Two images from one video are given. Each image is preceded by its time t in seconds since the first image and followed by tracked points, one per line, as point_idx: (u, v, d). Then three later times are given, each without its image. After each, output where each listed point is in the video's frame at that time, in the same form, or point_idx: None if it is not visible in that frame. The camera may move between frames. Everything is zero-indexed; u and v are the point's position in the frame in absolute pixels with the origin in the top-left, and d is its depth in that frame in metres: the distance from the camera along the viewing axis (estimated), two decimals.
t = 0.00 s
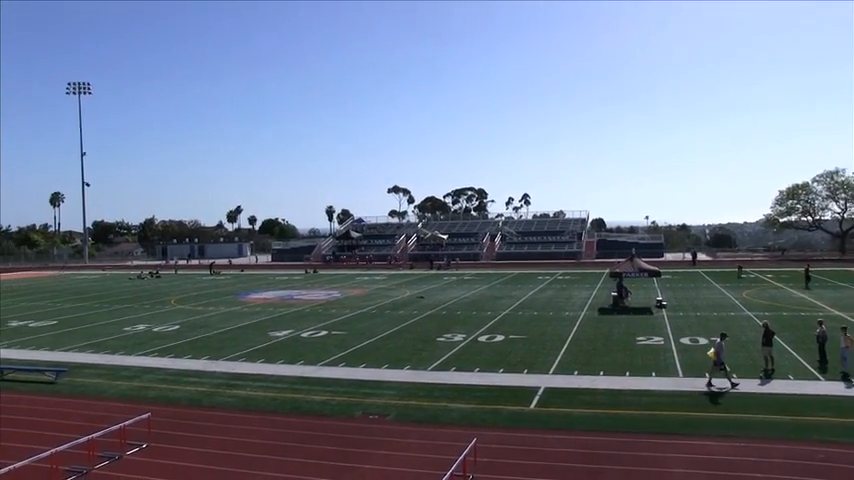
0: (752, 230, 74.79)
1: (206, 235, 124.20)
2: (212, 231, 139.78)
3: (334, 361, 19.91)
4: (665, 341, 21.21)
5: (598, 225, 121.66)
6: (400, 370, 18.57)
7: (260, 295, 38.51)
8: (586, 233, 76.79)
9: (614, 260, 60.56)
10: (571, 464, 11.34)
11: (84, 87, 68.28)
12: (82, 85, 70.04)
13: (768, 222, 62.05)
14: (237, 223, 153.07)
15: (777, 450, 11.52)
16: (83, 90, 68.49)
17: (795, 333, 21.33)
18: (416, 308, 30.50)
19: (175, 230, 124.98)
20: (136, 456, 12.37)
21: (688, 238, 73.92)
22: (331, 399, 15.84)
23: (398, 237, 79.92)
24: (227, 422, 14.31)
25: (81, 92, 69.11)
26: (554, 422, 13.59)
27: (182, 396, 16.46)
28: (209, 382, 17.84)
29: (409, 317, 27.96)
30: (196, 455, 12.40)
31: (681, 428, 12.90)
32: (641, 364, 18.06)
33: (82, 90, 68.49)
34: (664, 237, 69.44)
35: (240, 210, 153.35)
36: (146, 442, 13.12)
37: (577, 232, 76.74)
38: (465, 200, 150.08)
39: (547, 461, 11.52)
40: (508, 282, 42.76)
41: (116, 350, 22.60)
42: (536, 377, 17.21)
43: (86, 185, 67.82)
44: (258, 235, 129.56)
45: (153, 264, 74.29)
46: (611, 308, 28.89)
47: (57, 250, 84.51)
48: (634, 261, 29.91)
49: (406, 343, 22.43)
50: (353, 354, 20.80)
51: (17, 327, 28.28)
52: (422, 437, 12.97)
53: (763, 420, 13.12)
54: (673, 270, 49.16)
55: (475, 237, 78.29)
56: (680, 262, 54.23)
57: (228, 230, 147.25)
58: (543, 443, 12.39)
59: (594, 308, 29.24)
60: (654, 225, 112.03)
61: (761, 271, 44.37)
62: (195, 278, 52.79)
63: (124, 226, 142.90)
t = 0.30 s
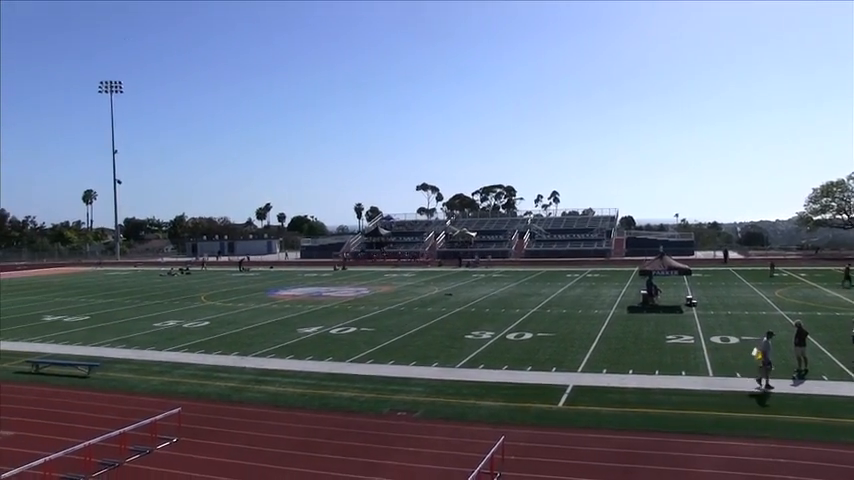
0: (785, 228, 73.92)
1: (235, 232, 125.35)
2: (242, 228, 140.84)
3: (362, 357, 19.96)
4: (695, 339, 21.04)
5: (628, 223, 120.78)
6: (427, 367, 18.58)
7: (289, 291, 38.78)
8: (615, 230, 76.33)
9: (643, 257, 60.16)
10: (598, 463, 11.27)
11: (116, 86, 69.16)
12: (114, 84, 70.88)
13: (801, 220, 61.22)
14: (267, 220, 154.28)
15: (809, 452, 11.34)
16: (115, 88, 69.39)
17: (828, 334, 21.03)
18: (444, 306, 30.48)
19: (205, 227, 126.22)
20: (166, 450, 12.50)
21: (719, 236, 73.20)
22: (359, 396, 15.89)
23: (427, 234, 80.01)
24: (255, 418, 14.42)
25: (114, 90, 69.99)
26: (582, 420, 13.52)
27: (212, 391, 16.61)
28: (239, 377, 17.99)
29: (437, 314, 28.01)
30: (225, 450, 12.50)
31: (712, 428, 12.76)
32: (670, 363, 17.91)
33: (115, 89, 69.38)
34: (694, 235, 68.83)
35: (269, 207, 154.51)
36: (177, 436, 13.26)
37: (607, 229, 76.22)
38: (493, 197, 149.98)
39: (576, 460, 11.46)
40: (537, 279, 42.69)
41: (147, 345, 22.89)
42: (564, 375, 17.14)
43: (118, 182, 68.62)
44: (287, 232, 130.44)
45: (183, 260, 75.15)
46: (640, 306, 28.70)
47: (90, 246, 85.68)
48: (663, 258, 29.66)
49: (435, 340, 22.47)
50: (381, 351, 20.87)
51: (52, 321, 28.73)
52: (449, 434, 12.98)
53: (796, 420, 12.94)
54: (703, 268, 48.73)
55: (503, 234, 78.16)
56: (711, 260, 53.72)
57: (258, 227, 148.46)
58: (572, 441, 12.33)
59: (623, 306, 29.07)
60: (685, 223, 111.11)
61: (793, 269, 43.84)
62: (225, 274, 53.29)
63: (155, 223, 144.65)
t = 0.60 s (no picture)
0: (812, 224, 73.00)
1: (259, 230, 125.90)
2: (266, 226, 141.52)
3: (386, 355, 19.99)
4: (721, 337, 20.84)
5: (652, 220, 119.96)
6: (451, 364, 18.56)
7: (313, 289, 38.91)
8: (640, 227, 75.83)
9: (668, 254, 59.69)
10: (623, 461, 11.20)
11: (140, 86, 69.62)
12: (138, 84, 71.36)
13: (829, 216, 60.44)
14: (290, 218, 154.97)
15: (836, 450, 11.20)
16: (139, 88, 69.84)
17: None
18: (468, 303, 30.42)
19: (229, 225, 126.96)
20: (192, 446, 12.60)
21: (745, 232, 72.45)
22: (383, 393, 15.89)
23: (450, 231, 79.91)
24: (280, 415, 14.48)
25: (138, 90, 70.51)
26: (607, 418, 13.43)
27: (237, 389, 16.71)
28: (263, 375, 18.07)
29: (461, 311, 27.97)
30: (249, 447, 12.57)
31: (738, 425, 12.63)
32: (696, 361, 17.76)
33: (139, 89, 69.86)
34: (720, 231, 68.23)
35: (293, 205, 155.19)
36: (202, 433, 13.35)
37: (631, 226, 75.72)
38: (517, 194, 149.62)
39: (600, 457, 11.40)
40: (561, 276, 42.48)
41: (172, 343, 23.06)
42: (589, 373, 17.05)
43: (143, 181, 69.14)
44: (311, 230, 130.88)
45: (208, 259, 75.70)
46: (665, 303, 28.47)
47: (115, 245, 86.50)
48: (688, 255, 29.41)
49: (458, 337, 22.43)
50: (405, 348, 20.88)
51: (78, 320, 29.02)
52: (472, 432, 12.96)
53: (824, 419, 12.78)
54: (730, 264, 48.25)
55: (527, 231, 77.90)
56: (738, 257, 53.18)
57: (282, 225, 149.14)
58: (596, 439, 12.27)
59: (648, 303, 28.85)
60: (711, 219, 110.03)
61: (822, 265, 43.31)
62: (249, 273, 53.57)
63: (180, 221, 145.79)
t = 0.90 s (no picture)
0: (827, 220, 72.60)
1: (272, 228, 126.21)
2: (278, 224, 141.98)
3: (398, 352, 19.99)
4: (735, 334, 20.76)
5: (665, 217, 119.62)
6: (464, 362, 18.57)
7: (325, 286, 38.98)
8: (653, 224, 75.62)
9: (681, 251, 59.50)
10: (637, 459, 11.16)
11: (153, 84, 69.84)
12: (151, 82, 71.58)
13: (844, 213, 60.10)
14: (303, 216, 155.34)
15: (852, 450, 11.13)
16: (152, 86, 70.05)
17: None
18: (480, 301, 30.39)
19: (242, 222, 127.33)
20: (205, 443, 12.66)
21: (759, 230, 72.15)
22: (395, 391, 15.91)
23: (462, 229, 79.88)
24: (292, 412, 14.53)
25: (152, 88, 70.78)
26: (620, 416, 13.40)
27: (250, 386, 16.76)
28: (276, 372, 18.13)
29: (474, 308, 27.95)
30: (262, 444, 12.61)
31: (752, 424, 12.57)
32: (710, 359, 17.69)
33: (153, 87, 70.09)
34: (733, 228, 67.95)
35: (305, 203, 155.58)
36: (215, 430, 13.41)
37: (644, 223, 75.50)
38: (529, 191, 149.47)
39: (613, 455, 11.38)
40: (574, 274, 42.38)
41: (185, 340, 23.15)
42: (601, 371, 17.00)
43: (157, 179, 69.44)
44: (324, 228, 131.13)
45: (221, 256, 75.94)
46: (678, 300, 28.38)
47: (129, 243, 87.01)
48: (701, 253, 29.31)
49: (471, 335, 22.42)
50: (417, 346, 20.90)
51: (93, 317, 29.21)
52: (485, 430, 12.94)
53: (839, 418, 12.70)
54: (743, 261, 48.05)
55: (539, 228, 77.81)
56: (752, 254, 52.95)
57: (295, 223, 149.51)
58: (609, 437, 12.24)
59: (661, 300, 28.75)
60: (724, 216, 109.69)
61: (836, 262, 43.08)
62: (262, 270, 53.70)
63: (194, 218, 146.38)
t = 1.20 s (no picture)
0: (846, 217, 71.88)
1: (288, 226, 126.50)
2: (294, 222, 142.43)
3: (414, 350, 19.98)
4: (752, 332, 20.61)
5: (681, 215, 118.99)
6: (479, 360, 18.55)
7: (341, 284, 39.06)
8: (669, 221, 75.23)
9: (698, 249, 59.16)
10: (653, 458, 11.10)
11: (169, 83, 70.18)
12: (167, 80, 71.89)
13: None
14: (318, 214, 155.66)
15: None
16: (168, 86, 70.40)
17: None
18: (496, 298, 30.34)
19: (257, 221, 127.69)
20: (222, 440, 12.70)
21: (777, 227, 71.60)
22: (410, 388, 15.91)
23: (478, 227, 79.79)
24: (308, 409, 14.56)
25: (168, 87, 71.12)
26: (636, 414, 13.33)
27: (265, 384, 16.80)
28: (292, 370, 18.17)
29: (490, 306, 27.94)
30: (278, 441, 12.65)
31: (771, 422, 12.47)
32: (727, 356, 17.56)
33: (169, 86, 70.45)
34: (751, 226, 67.45)
35: (321, 201, 155.94)
36: (231, 428, 13.46)
37: (660, 220, 75.15)
38: (545, 189, 149.23)
39: (630, 453, 11.32)
40: (589, 271, 42.25)
41: (202, 338, 23.25)
42: (617, 368, 16.92)
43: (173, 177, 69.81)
44: (339, 226, 131.42)
45: (237, 255, 76.23)
46: (695, 298, 28.22)
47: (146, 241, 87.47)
48: (718, 250, 29.11)
49: (486, 332, 22.38)
50: (432, 343, 20.90)
51: (110, 315, 29.38)
52: (501, 427, 12.92)
53: None
54: (761, 259, 47.71)
55: (555, 226, 77.59)
56: (770, 251, 52.55)
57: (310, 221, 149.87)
58: (625, 434, 12.19)
59: (677, 298, 28.60)
60: (740, 213, 108.88)
61: None
62: (278, 268, 53.89)
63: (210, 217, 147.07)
